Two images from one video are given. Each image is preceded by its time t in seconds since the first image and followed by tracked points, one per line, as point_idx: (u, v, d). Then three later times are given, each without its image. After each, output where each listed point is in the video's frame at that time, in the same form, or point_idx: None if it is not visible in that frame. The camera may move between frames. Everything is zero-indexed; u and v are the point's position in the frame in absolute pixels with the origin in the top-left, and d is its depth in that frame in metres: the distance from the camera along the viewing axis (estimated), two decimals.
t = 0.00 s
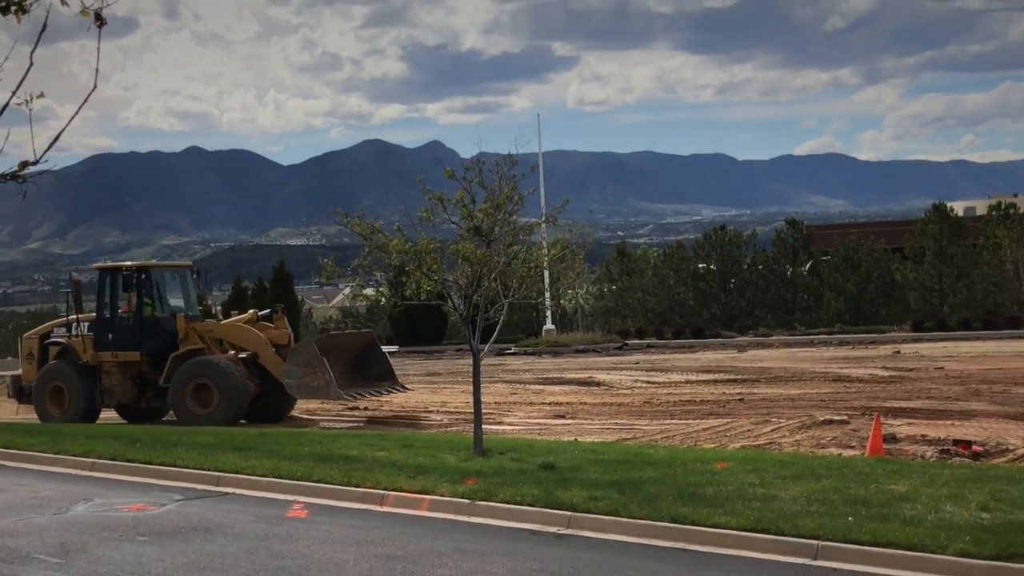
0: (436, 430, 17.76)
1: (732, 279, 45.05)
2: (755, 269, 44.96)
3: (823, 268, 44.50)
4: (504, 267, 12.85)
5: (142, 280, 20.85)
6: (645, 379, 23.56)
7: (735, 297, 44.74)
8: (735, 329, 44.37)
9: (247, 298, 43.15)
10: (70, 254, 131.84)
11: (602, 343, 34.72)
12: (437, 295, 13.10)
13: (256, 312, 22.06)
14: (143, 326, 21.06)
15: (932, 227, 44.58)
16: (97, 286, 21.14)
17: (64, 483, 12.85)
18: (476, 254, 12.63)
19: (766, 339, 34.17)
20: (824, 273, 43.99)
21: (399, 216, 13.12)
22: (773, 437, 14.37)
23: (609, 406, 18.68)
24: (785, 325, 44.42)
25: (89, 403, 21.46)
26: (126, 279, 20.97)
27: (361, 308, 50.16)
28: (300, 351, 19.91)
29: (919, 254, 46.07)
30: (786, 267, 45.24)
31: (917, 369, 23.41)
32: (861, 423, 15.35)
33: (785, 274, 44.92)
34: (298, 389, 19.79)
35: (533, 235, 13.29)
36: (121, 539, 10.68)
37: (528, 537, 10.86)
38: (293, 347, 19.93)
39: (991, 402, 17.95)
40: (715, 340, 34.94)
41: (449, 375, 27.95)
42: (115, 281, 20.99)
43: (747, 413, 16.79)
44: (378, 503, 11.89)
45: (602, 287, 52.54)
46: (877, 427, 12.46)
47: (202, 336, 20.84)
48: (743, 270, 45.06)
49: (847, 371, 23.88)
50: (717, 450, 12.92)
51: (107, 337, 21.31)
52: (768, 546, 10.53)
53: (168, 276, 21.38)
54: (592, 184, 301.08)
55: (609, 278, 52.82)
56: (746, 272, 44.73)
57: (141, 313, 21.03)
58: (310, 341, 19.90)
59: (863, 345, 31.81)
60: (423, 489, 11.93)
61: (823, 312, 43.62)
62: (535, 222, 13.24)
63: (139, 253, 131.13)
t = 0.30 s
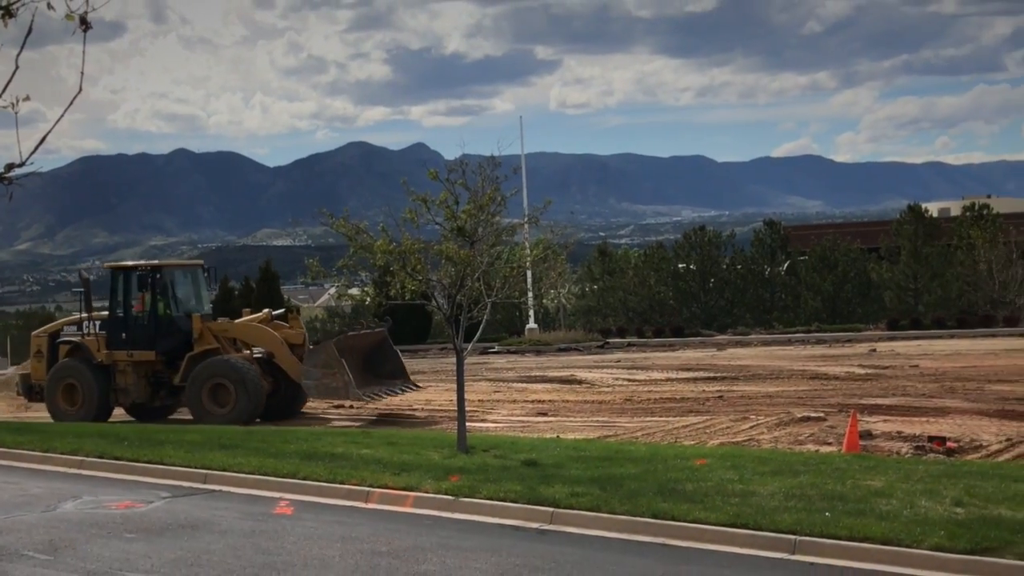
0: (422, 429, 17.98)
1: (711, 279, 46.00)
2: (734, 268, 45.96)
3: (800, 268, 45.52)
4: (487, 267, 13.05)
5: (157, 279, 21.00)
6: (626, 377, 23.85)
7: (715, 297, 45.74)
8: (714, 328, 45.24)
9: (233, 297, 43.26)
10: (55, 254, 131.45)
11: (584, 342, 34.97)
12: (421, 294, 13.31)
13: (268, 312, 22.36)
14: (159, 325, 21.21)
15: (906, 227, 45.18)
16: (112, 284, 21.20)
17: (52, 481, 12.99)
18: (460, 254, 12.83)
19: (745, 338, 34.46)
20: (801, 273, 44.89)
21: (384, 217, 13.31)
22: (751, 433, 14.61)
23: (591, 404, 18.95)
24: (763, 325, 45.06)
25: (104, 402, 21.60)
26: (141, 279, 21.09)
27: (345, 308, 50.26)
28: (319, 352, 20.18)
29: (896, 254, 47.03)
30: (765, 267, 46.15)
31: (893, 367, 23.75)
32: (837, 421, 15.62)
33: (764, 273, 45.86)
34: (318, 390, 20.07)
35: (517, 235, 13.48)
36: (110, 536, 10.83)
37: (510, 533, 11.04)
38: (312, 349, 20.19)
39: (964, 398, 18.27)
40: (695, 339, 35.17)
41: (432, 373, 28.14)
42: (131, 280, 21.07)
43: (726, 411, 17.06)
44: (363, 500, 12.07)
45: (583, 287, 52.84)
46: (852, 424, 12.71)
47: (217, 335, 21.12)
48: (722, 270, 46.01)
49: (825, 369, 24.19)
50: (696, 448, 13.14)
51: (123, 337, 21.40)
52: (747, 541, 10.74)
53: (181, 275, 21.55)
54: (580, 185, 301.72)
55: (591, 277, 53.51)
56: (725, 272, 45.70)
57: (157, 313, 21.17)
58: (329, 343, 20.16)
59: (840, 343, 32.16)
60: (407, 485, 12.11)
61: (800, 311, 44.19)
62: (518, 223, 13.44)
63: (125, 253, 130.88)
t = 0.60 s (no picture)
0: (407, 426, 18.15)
1: (692, 277, 47.40)
2: (715, 267, 47.11)
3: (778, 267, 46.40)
4: (471, 266, 13.26)
5: (171, 278, 21.19)
6: (607, 374, 24.15)
7: (694, 295, 47.10)
8: (694, 325, 46.54)
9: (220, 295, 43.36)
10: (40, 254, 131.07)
11: (567, 340, 35.22)
12: (406, 293, 13.51)
13: (282, 308, 22.79)
14: (174, 325, 21.32)
15: (881, 227, 46.16)
16: (124, 285, 21.25)
17: (41, 477, 13.12)
18: (444, 254, 13.04)
19: (725, 335, 34.74)
20: (780, 272, 45.77)
21: (369, 216, 13.52)
22: (731, 430, 14.88)
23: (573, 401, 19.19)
24: (742, 322, 46.29)
25: (120, 401, 21.65)
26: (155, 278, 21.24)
27: (331, 306, 50.42)
28: (334, 350, 20.39)
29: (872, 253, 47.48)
30: (744, 265, 47.12)
31: (870, 364, 24.11)
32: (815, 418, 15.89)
33: (743, 272, 46.84)
34: (335, 388, 20.24)
35: (499, 234, 13.69)
36: (97, 532, 10.96)
37: (494, 527, 11.23)
38: (327, 347, 20.39)
39: (940, 394, 18.61)
40: (676, 337, 35.43)
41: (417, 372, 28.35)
42: (144, 280, 21.17)
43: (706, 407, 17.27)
44: (349, 495, 12.25)
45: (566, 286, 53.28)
46: (830, 420, 12.96)
47: (232, 333, 21.43)
48: (702, 269, 47.32)
49: (804, 366, 24.50)
50: (677, 444, 13.34)
51: (138, 337, 21.43)
52: (727, 535, 10.93)
53: (191, 273, 21.77)
54: (568, 186, 302.47)
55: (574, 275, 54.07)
56: (705, 270, 46.97)
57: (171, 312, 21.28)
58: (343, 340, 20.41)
59: (818, 340, 32.57)
60: (393, 481, 12.29)
61: (778, 308, 45.19)
62: (501, 222, 13.66)
63: (112, 252, 130.97)
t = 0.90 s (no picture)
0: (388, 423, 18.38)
1: (666, 275, 48.12)
2: (690, 265, 47.78)
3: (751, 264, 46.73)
4: (450, 264, 13.49)
5: (182, 275, 21.39)
6: (584, 370, 24.50)
7: (669, 292, 47.77)
8: (668, 322, 47.24)
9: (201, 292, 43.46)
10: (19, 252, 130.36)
11: (544, 336, 35.48)
12: (386, 290, 13.77)
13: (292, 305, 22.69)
14: (185, 322, 21.52)
15: (852, 226, 47.37)
16: (134, 282, 21.49)
17: (25, 473, 13.27)
18: (423, 252, 13.26)
19: (699, 332, 35.02)
20: (753, 269, 46.06)
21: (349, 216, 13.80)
22: (706, 425, 15.17)
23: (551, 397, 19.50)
24: (716, 319, 46.82)
25: (132, 397, 21.87)
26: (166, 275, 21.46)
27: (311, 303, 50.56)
28: (345, 346, 20.74)
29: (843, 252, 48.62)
30: (719, 263, 47.61)
31: (842, 360, 24.54)
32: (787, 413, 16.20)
33: (717, 269, 47.37)
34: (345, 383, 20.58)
35: (477, 234, 13.93)
36: (81, 527, 11.12)
37: (473, 521, 11.44)
38: (337, 343, 20.75)
39: (909, 389, 19.01)
40: (652, 333, 35.67)
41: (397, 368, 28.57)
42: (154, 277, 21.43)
43: (680, 403, 17.57)
44: (330, 491, 12.45)
45: (544, 284, 53.71)
46: (802, 415, 13.23)
47: (242, 329, 21.55)
48: (676, 266, 48.01)
49: (777, 362, 24.87)
50: (651, 439, 13.60)
51: (149, 333, 21.65)
52: (702, 528, 11.16)
53: (200, 271, 21.96)
54: (552, 186, 303.25)
55: (551, 274, 54.38)
56: (679, 268, 47.61)
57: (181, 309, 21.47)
58: (354, 336, 20.71)
59: (791, 337, 32.94)
60: (373, 476, 12.52)
61: (751, 305, 46.11)
62: (478, 221, 13.93)
63: (96, 250, 130.33)
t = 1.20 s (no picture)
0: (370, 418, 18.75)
1: (642, 271, 49.35)
2: (664, 261, 49.23)
3: (724, 260, 48.58)
4: (428, 260, 13.83)
5: (194, 271, 21.50)
6: (562, 365, 24.95)
7: (645, 287, 49.04)
8: (644, 317, 48.36)
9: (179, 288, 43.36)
10: None
11: (523, 331, 35.78)
12: (367, 287, 14.16)
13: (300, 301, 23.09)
14: (196, 317, 21.65)
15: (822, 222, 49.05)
16: (143, 278, 21.52)
17: (8, 469, 13.38)
18: (402, 248, 13.60)
19: (675, 327, 35.38)
20: (727, 264, 48.03)
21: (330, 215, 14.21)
22: (681, 419, 15.53)
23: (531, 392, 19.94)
24: (690, 313, 48.03)
25: (143, 393, 21.87)
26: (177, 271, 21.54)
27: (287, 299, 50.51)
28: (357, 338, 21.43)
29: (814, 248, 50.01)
30: (692, 259, 49.14)
31: (814, 354, 25.10)
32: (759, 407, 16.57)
33: (692, 265, 48.91)
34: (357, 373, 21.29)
35: (455, 231, 14.30)
36: (65, 521, 11.26)
37: (452, 514, 11.64)
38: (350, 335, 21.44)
39: (879, 382, 19.51)
40: (629, 328, 36.01)
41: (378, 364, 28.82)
42: (164, 273, 21.46)
43: (657, 398, 17.94)
44: (311, 485, 12.67)
45: (522, 279, 54.21)
46: (775, 408, 13.55)
47: (252, 324, 21.77)
48: (651, 263, 49.25)
49: (751, 356, 25.31)
50: (626, 433, 13.87)
51: (159, 329, 21.72)
52: (677, 519, 11.37)
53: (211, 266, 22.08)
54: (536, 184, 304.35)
55: (529, 270, 54.89)
56: (655, 263, 48.97)
57: (192, 305, 21.58)
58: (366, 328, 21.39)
59: (764, 331, 33.41)
60: (353, 470, 12.74)
61: (724, 301, 47.53)
62: (456, 219, 14.29)
63: (77, 247, 129.75)
